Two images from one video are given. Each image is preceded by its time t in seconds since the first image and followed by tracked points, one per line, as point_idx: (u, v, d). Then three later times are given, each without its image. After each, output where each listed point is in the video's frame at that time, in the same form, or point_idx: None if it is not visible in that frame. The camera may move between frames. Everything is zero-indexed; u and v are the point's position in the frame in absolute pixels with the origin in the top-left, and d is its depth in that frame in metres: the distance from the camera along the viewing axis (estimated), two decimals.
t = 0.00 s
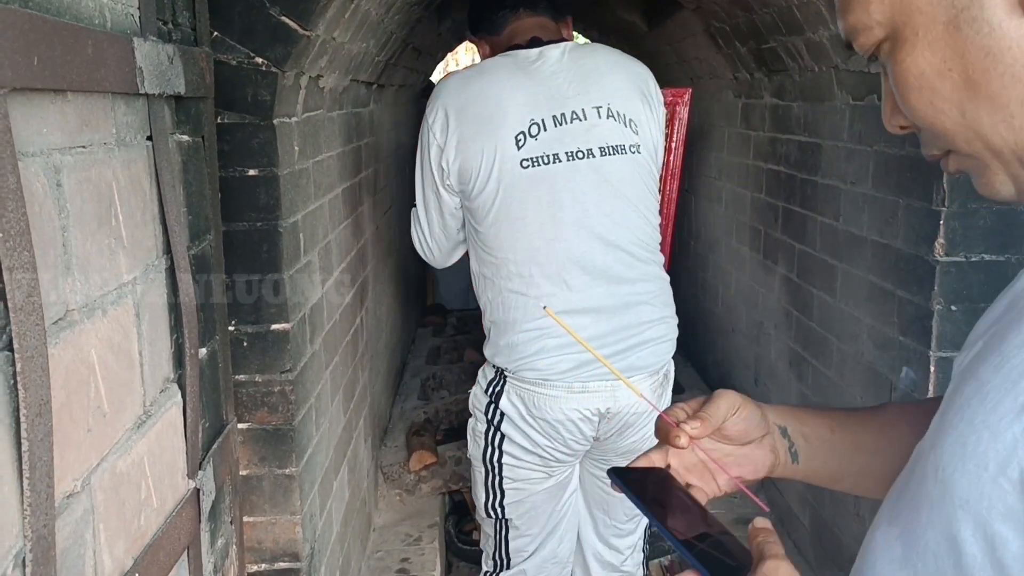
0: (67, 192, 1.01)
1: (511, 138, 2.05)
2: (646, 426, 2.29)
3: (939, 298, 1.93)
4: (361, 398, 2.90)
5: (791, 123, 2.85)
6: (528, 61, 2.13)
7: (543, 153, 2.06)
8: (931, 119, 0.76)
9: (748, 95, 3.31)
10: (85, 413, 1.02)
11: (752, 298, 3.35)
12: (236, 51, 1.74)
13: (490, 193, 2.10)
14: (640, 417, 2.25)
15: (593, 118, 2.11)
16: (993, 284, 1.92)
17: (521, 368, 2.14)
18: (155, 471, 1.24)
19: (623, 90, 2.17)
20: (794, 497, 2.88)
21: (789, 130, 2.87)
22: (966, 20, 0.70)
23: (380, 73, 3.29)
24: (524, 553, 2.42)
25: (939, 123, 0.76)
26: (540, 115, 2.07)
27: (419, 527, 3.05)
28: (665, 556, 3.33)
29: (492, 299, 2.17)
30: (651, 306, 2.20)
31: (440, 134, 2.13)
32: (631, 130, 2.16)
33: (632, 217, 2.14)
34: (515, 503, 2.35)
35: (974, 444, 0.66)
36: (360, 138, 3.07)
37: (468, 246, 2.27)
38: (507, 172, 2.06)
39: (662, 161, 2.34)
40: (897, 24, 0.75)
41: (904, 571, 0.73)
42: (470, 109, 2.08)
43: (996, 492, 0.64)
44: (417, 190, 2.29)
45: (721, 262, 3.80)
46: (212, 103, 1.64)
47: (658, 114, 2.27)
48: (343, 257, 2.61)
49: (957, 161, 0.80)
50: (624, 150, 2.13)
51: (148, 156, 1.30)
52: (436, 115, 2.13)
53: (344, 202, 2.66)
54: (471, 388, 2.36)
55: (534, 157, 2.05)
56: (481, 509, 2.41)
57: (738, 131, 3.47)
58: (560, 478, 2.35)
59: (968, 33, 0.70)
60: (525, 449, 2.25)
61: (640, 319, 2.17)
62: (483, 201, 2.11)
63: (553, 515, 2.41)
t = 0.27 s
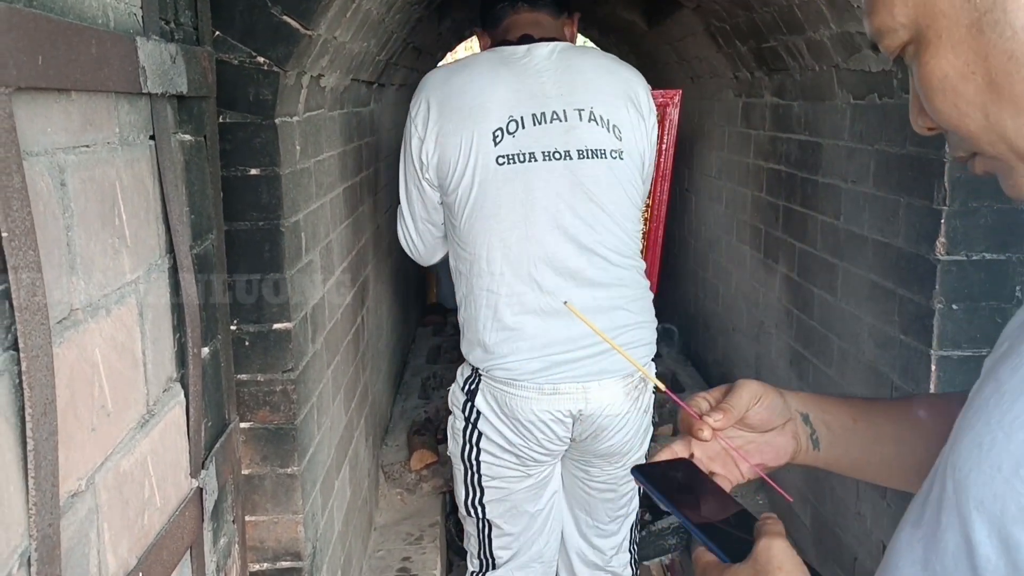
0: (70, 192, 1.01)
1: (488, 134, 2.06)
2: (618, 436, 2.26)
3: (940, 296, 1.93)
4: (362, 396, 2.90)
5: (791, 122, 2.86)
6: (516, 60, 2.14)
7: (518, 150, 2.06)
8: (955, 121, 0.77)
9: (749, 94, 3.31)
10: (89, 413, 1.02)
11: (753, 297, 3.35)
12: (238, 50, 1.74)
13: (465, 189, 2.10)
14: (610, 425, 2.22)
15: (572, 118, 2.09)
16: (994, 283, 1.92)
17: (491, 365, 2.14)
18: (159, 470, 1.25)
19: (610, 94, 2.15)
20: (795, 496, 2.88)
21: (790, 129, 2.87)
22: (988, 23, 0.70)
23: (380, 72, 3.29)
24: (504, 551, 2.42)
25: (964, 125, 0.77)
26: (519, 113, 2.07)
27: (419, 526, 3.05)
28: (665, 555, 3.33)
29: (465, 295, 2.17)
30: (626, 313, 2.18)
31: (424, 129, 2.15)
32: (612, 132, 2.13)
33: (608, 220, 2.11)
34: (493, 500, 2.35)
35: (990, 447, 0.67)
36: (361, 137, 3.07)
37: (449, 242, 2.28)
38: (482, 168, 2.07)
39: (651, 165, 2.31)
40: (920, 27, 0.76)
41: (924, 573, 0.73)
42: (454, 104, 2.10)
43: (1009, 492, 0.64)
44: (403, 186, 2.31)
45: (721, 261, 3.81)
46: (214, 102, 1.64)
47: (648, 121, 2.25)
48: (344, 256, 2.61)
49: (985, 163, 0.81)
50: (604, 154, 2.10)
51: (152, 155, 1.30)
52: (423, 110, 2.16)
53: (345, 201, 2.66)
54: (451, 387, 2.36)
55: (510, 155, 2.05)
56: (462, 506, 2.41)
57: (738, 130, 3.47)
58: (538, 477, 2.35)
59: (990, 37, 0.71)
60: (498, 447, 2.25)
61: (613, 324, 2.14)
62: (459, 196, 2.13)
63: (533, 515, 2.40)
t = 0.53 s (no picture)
0: (73, 193, 1.01)
1: (477, 136, 2.06)
2: (605, 438, 2.27)
3: (941, 296, 1.94)
4: (362, 396, 2.91)
5: (791, 121, 2.86)
6: (507, 61, 2.12)
7: (507, 153, 2.05)
8: (959, 136, 0.77)
9: (748, 94, 3.31)
10: (92, 413, 1.02)
11: (753, 297, 3.36)
12: (239, 50, 1.74)
13: (454, 190, 2.11)
14: (597, 427, 2.22)
15: (562, 121, 2.08)
16: (994, 283, 1.92)
17: (478, 366, 2.15)
18: (161, 471, 1.25)
19: (600, 96, 2.14)
20: (795, 496, 2.88)
21: (790, 128, 2.87)
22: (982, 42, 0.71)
23: (381, 72, 3.30)
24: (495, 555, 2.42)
25: (967, 140, 0.77)
26: (509, 114, 2.07)
27: (420, 525, 3.06)
28: (665, 554, 3.34)
29: (453, 296, 2.18)
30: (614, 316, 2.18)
31: (414, 129, 2.15)
32: (602, 135, 2.12)
33: (596, 223, 2.11)
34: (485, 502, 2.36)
35: (1000, 465, 0.78)
36: (361, 137, 3.08)
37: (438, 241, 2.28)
38: (471, 170, 2.07)
39: (642, 165, 2.30)
40: (920, 48, 0.76)
41: None
42: (444, 105, 2.10)
43: None
44: (393, 185, 2.31)
45: (721, 261, 3.81)
46: (215, 103, 1.64)
47: (639, 123, 2.23)
48: (345, 256, 2.61)
49: (995, 175, 0.81)
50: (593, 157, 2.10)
51: (153, 156, 1.30)
52: (415, 111, 2.16)
53: (345, 201, 2.66)
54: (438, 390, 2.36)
55: (498, 157, 2.05)
56: (453, 508, 2.41)
57: (738, 130, 3.48)
58: (529, 479, 2.35)
59: (984, 53, 0.71)
60: (487, 447, 2.26)
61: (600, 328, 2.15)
62: (448, 197, 2.13)
63: (524, 518, 2.40)
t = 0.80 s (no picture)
0: (70, 191, 1.01)
1: (466, 139, 2.06)
2: (576, 458, 2.26)
3: (940, 295, 1.93)
4: (361, 395, 2.91)
5: (790, 120, 2.86)
6: (513, 67, 2.09)
7: (490, 163, 2.04)
8: (976, 136, 0.77)
9: (747, 93, 3.31)
10: (89, 413, 1.02)
11: (751, 296, 3.36)
12: (237, 49, 1.74)
13: (439, 190, 2.11)
14: (566, 446, 2.21)
15: (554, 134, 2.04)
16: (993, 281, 1.92)
17: (449, 369, 2.17)
18: (159, 470, 1.25)
19: (601, 114, 2.07)
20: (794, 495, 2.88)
21: (789, 127, 2.87)
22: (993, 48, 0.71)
23: (379, 71, 3.29)
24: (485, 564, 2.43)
25: (985, 143, 0.77)
26: (500, 122, 2.05)
27: (419, 524, 3.06)
28: (665, 553, 3.36)
29: (434, 295, 2.20)
30: (591, 338, 2.15)
31: (412, 125, 2.16)
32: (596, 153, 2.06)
33: (579, 242, 2.07)
34: (468, 511, 2.37)
35: None
36: (360, 136, 3.07)
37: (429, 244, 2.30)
38: (456, 173, 2.07)
39: (649, 184, 2.23)
40: (934, 54, 0.76)
41: None
42: (442, 104, 2.10)
43: None
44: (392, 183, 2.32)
45: (720, 259, 3.81)
46: (213, 102, 1.64)
47: (643, 146, 2.15)
48: (344, 255, 2.61)
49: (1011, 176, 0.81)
50: (579, 177, 2.04)
51: (151, 155, 1.30)
52: (415, 105, 2.17)
53: (344, 200, 2.66)
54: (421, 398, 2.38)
55: (483, 164, 2.04)
56: (441, 514, 2.44)
57: (737, 129, 3.48)
58: (508, 488, 2.35)
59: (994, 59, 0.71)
60: (461, 453, 2.28)
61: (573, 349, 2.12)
62: (433, 202, 2.14)
63: (511, 528, 2.40)
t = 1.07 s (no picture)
0: (61, 181, 1.00)
1: (465, 132, 2.05)
2: (531, 475, 2.23)
3: (938, 289, 1.93)
4: (358, 391, 2.90)
5: (788, 114, 2.85)
6: (534, 73, 2.06)
7: (482, 160, 2.02)
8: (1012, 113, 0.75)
9: (745, 88, 3.30)
10: (81, 405, 1.01)
11: (749, 291, 3.36)
12: (232, 42, 1.73)
13: (432, 177, 2.12)
14: (519, 460, 2.19)
15: (552, 144, 1.99)
16: (991, 275, 1.92)
17: (416, 357, 2.18)
18: (153, 463, 1.24)
19: (607, 140, 2.00)
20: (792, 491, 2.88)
21: (787, 122, 2.86)
22: None
23: (376, 66, 3.28)
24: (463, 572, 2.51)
25: None
26: (500, 122, 2.02)
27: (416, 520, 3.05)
28: (663, 549, 3.37)
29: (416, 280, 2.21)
30: (557, 360, 2.11)
31: (429, 106, 2.17)
32: (587, 175, 1.98)
33: (549, 263, 2.01)
34: (442, 518, 2.44)
35: None
36: (356, 131, 3.07)
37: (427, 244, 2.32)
38: (449, 163, 2.06)
39: (655, 225, 2.14)
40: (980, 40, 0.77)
41: None
42: (457, 93, 2.10)
43: None
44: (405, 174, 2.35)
45: (718, 256, 3.81)
46: (208, 95, 1.63)
47: (650, 184, 2.06)
48: (340, 250, 2.60)
49: None
50: (565, 195, 1.98)
51: (145, 147, 1.29)
52: (439, 88, 2.18)
53: (341, 195, 2.65)
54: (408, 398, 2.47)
55: (473, 159, 2.03)
56: (422, 519, 2.52)
57: (735, 124, 3.47)
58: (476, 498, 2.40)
59: None
60: (427, 444, 2.31)
61: (533, 368, 2.09)
62: (424, 194, 2.16)
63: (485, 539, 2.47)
